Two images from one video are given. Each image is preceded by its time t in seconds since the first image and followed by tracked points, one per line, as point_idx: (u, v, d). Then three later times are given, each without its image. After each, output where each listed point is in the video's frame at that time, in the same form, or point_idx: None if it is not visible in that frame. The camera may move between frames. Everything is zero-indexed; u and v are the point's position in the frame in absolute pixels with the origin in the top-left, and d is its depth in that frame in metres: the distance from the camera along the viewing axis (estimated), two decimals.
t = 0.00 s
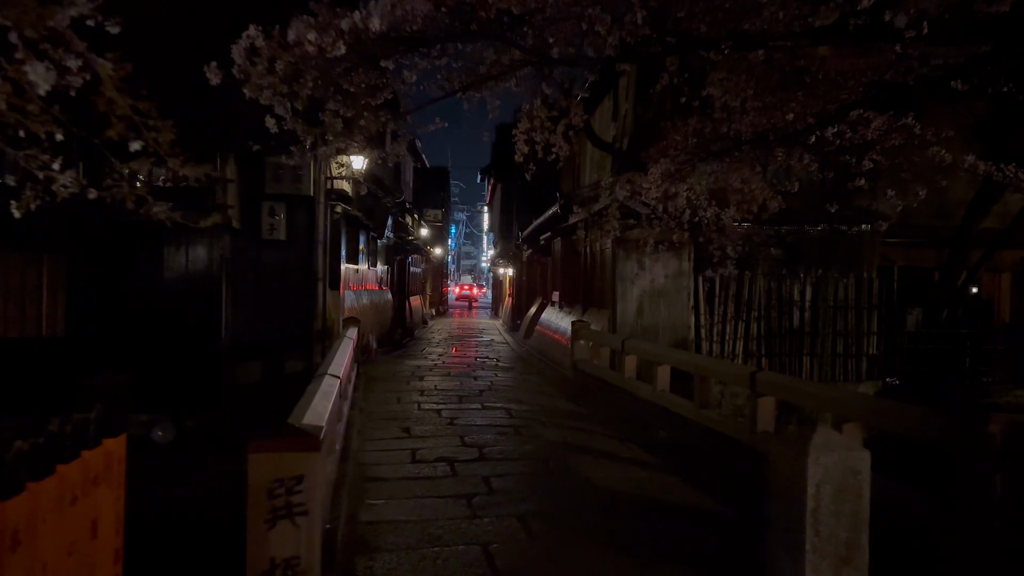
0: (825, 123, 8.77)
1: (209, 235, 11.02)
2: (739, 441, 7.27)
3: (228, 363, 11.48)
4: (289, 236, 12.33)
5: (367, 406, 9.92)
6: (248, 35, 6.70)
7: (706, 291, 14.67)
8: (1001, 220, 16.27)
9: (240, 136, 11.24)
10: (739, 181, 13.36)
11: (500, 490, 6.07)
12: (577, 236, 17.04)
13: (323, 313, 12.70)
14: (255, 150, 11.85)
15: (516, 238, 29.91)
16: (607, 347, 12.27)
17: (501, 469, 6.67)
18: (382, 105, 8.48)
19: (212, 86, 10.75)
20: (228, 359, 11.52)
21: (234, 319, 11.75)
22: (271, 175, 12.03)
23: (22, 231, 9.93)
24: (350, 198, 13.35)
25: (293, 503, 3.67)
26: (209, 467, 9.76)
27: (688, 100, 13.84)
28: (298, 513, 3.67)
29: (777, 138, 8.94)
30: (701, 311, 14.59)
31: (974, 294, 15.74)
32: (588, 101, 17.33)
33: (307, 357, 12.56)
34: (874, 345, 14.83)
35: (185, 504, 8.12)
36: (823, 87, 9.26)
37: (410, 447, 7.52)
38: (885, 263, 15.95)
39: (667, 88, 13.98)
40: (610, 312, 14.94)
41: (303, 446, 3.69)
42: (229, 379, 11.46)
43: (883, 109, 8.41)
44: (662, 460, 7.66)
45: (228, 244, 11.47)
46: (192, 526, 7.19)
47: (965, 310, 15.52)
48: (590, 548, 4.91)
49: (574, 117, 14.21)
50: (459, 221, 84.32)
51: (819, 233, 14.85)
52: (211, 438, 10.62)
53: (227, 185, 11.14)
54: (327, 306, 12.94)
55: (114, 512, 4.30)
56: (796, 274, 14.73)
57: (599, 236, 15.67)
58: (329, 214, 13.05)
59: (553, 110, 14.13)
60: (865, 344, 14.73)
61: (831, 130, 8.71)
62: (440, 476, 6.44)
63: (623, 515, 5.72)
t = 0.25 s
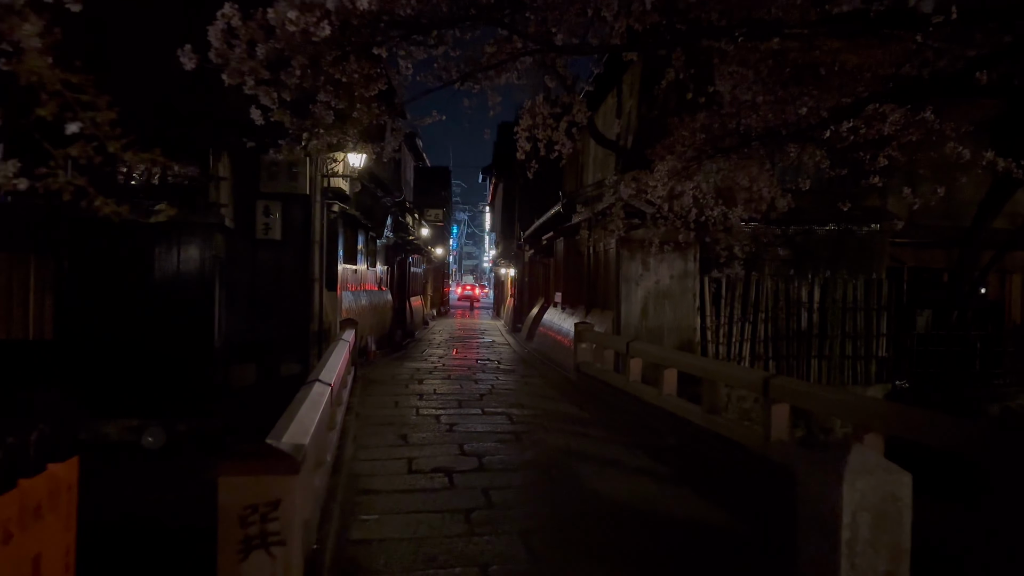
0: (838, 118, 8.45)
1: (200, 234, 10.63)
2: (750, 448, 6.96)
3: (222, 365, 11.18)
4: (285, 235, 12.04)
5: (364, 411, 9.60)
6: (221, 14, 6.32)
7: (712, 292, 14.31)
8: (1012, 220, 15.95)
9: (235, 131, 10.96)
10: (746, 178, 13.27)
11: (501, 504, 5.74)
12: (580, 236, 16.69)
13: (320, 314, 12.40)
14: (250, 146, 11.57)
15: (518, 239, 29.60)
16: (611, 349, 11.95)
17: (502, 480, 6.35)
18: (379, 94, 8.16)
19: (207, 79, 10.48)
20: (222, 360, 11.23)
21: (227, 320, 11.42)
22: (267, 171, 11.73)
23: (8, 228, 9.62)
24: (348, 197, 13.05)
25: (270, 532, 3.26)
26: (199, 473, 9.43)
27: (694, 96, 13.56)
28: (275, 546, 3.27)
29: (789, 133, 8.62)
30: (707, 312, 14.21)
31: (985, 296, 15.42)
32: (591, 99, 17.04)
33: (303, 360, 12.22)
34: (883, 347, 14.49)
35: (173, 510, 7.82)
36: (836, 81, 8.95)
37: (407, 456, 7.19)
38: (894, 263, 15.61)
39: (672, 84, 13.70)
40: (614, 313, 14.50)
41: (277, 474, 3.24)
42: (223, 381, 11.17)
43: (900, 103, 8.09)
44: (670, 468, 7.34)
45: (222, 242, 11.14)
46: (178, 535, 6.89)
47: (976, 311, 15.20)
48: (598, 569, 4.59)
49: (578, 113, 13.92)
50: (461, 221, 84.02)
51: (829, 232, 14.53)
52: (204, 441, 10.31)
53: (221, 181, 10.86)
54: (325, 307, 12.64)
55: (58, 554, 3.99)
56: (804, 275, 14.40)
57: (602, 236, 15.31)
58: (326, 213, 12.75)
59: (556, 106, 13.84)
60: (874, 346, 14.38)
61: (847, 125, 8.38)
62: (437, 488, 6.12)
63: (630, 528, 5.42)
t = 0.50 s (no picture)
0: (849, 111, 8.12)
1: (190, 233, 10.35)
2: (758, 457, 6.65)
3: (213, 368, 10.88)
4: (278, 234, 11.72)
5: (358, 416, 9.30)
6: None
7: (715, 293, 13.97)
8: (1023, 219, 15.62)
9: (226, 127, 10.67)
10: (751, 176, 13.39)
11: (497, 517, 5.44)
12: (581, 236, 16.38)
13: (315, 316, 12.10)
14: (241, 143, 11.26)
15: (518, 238, 29.29)
16: (614, 351, 11.65)
17: (499, 491, 6.05)
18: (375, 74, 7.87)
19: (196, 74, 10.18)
20: (213, 363, 10.93)
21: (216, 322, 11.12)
22: (259, 169, 11.40)
23: None
24: (343, 195, 12.72)
25: (234, 565, 2.87)
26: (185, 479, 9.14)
27: (698, 92, 13.25)
28: None
29: (799, 127, 8.31)
30: (711, 313, 13.84)
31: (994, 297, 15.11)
32: (592, 96, 16.74)
33: (295, 363, 11.90)
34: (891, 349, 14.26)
35: (157, 519, 7.55)
36: (846, 74, 8.62)
37: (400, 464, 6.89)
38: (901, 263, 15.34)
39: (675, 80, 13.40)
40: (616, 314, 14.12)
41: (243, 502, 2.87)
42: (214, 384, 10.87)
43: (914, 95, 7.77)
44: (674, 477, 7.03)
45: (212, 241, 10.83)
46: (158, 547, 6.57)
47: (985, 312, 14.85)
48: None
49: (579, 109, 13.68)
50: (463, 222, 83.89)
51: (837, 230, 14.25)
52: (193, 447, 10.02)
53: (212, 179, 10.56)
54: (319, 308, 12.33)
55: None
56: (809, 275, 14.13)
57: (604, 235, 14.95)
58: (321, 211, 12.43)
59: (556, 103, 13.54)
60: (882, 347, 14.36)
61: (859, 118, 8.07)
62: (431, 499, 5.82)
63: (632, 544, 5.12)
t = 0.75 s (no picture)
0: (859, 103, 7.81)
1: (175, 232, 10.01)
2: (766, 464, 6.33)
3: (202, 369, 10.60)
4: (270, 231, 11.42)
5: (351, 420, 8.99)
6: None
7: (718, 293, 13.70)
8: None
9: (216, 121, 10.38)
10: (756, 172, 12.75)
11: (491, 529, 5.14)
12: (582, 234, 16.05)
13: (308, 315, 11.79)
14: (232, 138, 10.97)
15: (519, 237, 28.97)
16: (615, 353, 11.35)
17: (494, 500, 5.75)
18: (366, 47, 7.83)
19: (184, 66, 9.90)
20: (203, 363, 10.64)
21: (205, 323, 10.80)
22: (251, 165, 11.15)
23: None
24: (338, 192, 12.41)
25: None
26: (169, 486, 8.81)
27: (700, 86, 12.95)
28: None
29: (809, 119, 7.98)
30: (715, 313, 13.56)
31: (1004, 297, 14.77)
32: (594, 92, 16.43)
33: (287, 365, 11.57)
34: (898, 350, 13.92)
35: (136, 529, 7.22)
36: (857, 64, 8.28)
37: (391, 471, 6.59)
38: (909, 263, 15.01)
39: (678, 74, 13.10)
40: (617, 315, 13.83)
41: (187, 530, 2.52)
42: (203, 386, 10.58)
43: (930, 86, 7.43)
44: (678, 484, 6.72)
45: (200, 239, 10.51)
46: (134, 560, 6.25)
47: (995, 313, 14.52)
48: None
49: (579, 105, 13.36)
50: (464, 222, 83.58)
51: (844, 230, 13.97)
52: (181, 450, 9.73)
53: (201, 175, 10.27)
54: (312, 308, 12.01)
55: None
56: (815, 275, 13.81)
57: (604, 234, 14.61)
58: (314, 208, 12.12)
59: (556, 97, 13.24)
60: (888, 349, 14.11)
61: (872, 110, 7.74)
62: (422, 509, 5.52)
63: (632, 559, 4.82)
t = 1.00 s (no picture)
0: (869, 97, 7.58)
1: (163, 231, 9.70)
2: (774, 474, 6.03)
3: (193, 372, 10.32)
4: (263, 232, 11.17)
5: (343, 426, 8.68)
6: None
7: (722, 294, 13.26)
8: None
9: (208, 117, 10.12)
10: (761, 170, 12.98)
11: (485, 548, 4.84)
12: (583, 235, 15.74)
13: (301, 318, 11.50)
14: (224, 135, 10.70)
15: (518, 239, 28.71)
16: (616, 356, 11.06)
17: (489, 515, 5.45)
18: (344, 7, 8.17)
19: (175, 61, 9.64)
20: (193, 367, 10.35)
21: (194, 324, 10.50)
22: (242, 164, 10.93)
23: None
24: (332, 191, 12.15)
25: None
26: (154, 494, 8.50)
27: (704, 83, 12.73)
28: None
29: (818, 114, 7.70)
30: (718, 315, 13.17)
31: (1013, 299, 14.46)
32: (595, 90, 16.17)
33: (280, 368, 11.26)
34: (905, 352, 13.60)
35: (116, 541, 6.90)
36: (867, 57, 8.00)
37: (382, 482, 6.30)
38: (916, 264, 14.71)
39: (680, 70, 12.85)
40: (619, 317, 13.54)
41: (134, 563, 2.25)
42: (195, 389, 10.31)
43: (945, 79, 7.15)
44: (682, 495, 6.43)
45: (189, 238, 10.21)
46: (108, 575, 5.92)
47: (1003, 315, 14.21)
48: None
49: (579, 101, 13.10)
50: (464, 223, 83.30)
51: (851, 230, 13.74)
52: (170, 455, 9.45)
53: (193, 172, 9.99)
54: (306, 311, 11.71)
55: None
56: (820, 275, 13.56)
57: (605, 234, 14.26)
58: (308, 208, 11.83)
59: (556, 94, 12.96)
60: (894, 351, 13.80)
61: (884, 104, 7.45)
62: (413, 525, 5.20)
63: None
